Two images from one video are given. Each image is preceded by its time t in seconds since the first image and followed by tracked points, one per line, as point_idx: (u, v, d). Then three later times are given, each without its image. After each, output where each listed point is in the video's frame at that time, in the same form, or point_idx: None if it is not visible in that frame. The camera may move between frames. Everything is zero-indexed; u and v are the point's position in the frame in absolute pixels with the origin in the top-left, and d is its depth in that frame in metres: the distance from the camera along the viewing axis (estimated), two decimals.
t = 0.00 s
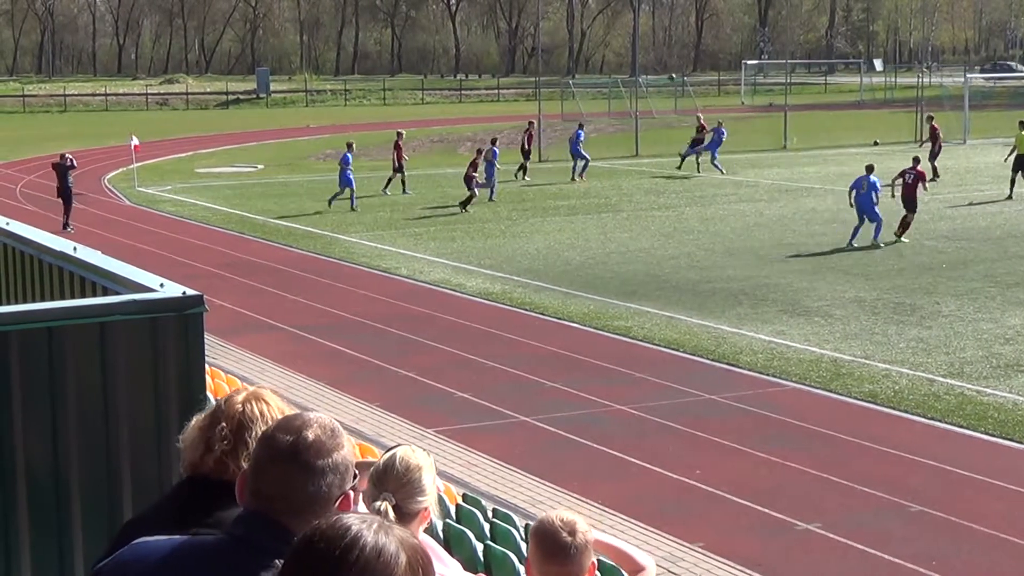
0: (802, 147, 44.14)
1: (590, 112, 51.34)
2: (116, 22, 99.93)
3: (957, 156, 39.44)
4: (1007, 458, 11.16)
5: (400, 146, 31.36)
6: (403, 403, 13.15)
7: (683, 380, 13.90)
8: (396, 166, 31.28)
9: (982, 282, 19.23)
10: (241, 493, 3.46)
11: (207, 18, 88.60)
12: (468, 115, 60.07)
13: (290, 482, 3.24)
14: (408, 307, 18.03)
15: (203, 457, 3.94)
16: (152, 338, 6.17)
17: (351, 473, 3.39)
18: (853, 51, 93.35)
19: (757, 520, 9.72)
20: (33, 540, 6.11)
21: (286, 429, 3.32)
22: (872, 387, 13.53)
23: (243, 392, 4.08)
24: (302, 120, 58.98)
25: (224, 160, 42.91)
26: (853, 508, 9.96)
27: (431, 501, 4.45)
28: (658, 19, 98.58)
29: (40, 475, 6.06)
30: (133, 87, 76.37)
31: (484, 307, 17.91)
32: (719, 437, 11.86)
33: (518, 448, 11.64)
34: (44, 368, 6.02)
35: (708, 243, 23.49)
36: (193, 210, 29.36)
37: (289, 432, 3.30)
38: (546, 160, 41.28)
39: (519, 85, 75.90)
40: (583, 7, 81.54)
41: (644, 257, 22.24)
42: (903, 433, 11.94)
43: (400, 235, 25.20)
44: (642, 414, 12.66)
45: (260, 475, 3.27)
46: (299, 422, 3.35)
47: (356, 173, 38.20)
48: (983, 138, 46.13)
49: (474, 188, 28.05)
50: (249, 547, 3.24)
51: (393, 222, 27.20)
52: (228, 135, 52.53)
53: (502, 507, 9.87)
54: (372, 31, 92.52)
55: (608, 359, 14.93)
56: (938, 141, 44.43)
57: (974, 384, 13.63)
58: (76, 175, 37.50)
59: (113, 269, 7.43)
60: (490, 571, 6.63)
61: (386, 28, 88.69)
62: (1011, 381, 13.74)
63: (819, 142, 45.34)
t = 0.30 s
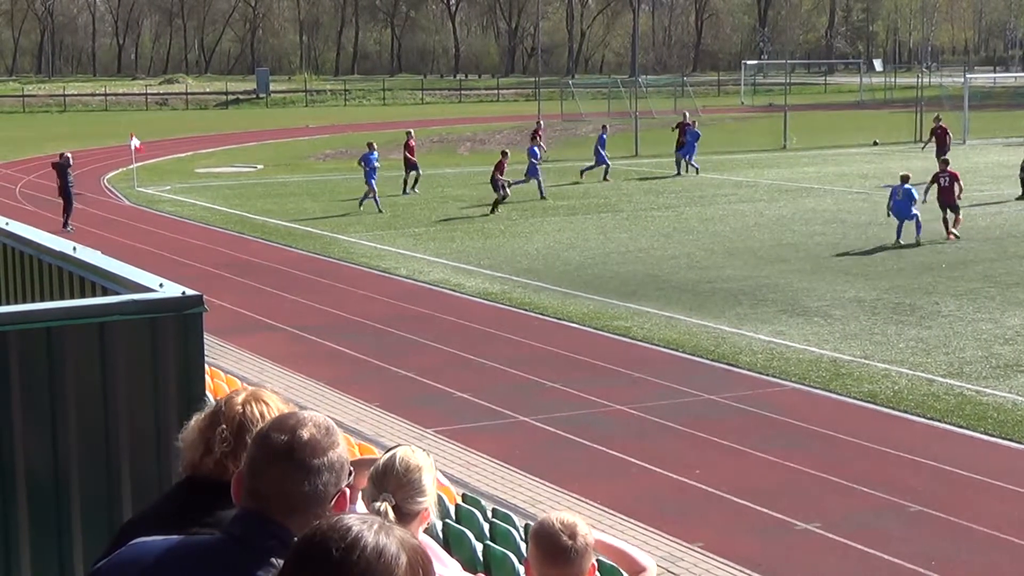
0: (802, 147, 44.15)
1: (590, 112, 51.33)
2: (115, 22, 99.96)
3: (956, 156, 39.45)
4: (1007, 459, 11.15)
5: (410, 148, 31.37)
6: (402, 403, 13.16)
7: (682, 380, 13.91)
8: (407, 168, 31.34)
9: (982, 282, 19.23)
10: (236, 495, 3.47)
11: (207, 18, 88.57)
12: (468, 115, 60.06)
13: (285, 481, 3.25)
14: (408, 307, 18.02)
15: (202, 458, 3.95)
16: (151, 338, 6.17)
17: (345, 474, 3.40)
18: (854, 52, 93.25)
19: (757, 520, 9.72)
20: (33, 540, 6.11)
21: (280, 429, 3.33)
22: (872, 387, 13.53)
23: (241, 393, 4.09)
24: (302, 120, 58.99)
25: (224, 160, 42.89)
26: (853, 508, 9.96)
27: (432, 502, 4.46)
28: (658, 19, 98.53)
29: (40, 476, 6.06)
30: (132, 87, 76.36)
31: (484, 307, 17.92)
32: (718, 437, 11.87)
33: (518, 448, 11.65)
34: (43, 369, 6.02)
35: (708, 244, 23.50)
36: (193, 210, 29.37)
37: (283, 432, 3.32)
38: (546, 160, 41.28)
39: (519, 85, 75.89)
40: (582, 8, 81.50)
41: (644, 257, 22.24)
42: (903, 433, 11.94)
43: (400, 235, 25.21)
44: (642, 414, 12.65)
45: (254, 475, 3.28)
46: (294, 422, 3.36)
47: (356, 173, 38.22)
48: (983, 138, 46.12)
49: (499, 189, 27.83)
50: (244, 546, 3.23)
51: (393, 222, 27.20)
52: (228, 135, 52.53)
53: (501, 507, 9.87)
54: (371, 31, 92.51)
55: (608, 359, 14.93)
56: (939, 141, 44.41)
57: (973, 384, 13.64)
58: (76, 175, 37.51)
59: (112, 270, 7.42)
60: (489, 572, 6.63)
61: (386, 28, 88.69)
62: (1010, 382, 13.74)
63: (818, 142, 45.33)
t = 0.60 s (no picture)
0: (802, 147, 44.16)
1: (590, 111, 51.30)
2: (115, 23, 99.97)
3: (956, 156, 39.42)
4: (1008, 459, 11.14)
5: (423, 148, 31.13)
6: (402, 403, 13.15)
7: (682, 380, 13.91)
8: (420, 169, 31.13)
9: (982, 281, 19.22)
10: (233, 495, 3.47)
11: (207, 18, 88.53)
12: (468, 115, 60.06)
13: (281, 480, 3.25)
14: (408, 307, 18.02)
15: (202, 458, 3.96)
16: (153, 336, 6.18)
17: (341, 472, 3.40)
18: (853, 51, 93.22)
19: (758, 520, 9.72)
20: (33, 540, 6.10)
21: (277, 428, 3.33)
22: (871, 387, 13.53)
23: (241, 393, 4.10)
24: (302, 120, 59.00)
25: (224, 160, 42.86)
26: (853, 508, 9.96)
27: (432, 501, 4.46)
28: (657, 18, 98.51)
29: (40, 476, 6.06)
30: (132, 87, 76.37)
31: (483, 306, 17.91)
32: (718, 437, 11.87)
33: (518, 448, 11.65)
34: (44, 369, 6.03)
35: (708, 243, 23.49)
36: (193, 210, 29.35)
37: (280, 430, 3.31)
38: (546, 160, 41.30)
39: (518, 85, 75.86)
40: (582, 9, 81.47)
41: (644, 257, 22.25)
42: (902, 433, 11.95)
43: (400, 234, 25.20)
44: (642, 414, 12.66)
45: (252, 475, 3.28)
46: (290, 420, 3.36)
47: (357, 173, 38.23)
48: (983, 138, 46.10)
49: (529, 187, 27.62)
50: (243, 546, 3.23)
51: (393, 221, 27.19)
52: (228, 135, 52.54)
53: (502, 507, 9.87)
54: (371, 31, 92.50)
55: (607, 358, 14.93)
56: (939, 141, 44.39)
57: (973, 384, 13.64)
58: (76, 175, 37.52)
59: (113, 270, 7.42)
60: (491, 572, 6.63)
61: (386, 28, 88.58)
62: (1010, 381, 13.74)
63: (818, 142, 45.33)
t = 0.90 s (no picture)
0: (794, 148, 44.28)
1: (583, 112, 51.37)
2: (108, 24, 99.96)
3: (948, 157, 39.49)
4: (999, 460, 11.16)
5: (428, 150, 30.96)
6: (394, 404, 13.15)
7: (674, 381, 13.92)
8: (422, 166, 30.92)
9: (973, 282, 19.28)
10: (222, 497, 3.45)
11: (200, 18, 88.55)
12: (461, 116, 60.10)
13: (269, 481, 3.23)
14: (400, 307, 18.02)
15: (192, 460, 3.93)
16: (145, 338, 6.17)
17: (330, 471, 3.38)
18: (845, 52, 93.34)
19: (749, 520, 9.73)
20: (24, 541, 6.07)
21: (264, 428, 3.31)
22: (863, 388, 13.55)
23: (231, 394, 4.08)
24: (295, 121, 59.05)
25: (217, 161, 42.80)
26: (845, 508, 9.98)
27: (421, 503, 4.46)
28: (649, 19, 98.57)
29: (32, 477, 6.03)
30: (125, 88, 76.41)
31: (476, 308, 17.90)
32: (710, 437, 11.87)
33: (510, 449, 11.65)
34: (37, 370, 6.00)
35: (700, 244, 23.55)
36: (185, 211, 29.36)
37: (267, 431, 3.29)
38: (539, 161, 41.36)
39: (511, 86, 75.92)
40: (574, 10, 81.58)
41: (637, 258, 22.28)
42: (894, 433, 11.97)
43: (393, 236, 25.21)
44: (634, 414, 12.66)
45: (240, 475, 3.26)
46: (278, 419, 3.34)
47: (350, 174, 38.28)
48: (974, 139, 46.21)
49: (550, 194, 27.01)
50: (233, 546, 3.21)
51: (385, 222, 27.19)
52: (221, 136, 52.59)
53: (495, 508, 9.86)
54: (364, 32, 92.57)
55: (599, 359, 14.94)
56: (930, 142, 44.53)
57: (965, 385, 13.67)
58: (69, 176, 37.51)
59: (105, 271, 7.40)
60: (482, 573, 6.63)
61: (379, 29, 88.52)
62: (1002, 382, 13.77)
63: (810, 143, 45.42)
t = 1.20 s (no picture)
0: (781, 149, 44.31)
1: (571, 114, 51.30)
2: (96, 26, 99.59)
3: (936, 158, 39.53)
4: (989, 460, 11.17)
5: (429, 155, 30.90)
6: (383, 406, 13.11)
7: (663, 383, 13.91)
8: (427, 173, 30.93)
9: (961, 283, 19.30)
10: (207, 498, 3.43)
11: (187, 20, 88.27)
12: (449, 118, 59.99)
13: (253, 482, 3.21)
14: (389, 309, 17.99)
15: (179, 461, 3.91)
16: (133, 339, 6.14)
17: (316, 473, 3.37)
18: (833, 54, 93.41)
19: (740, 521, 9.72)
20: (11, 544, 6.03)
21: (249, 430, 3.30)
22: (852, 389, 13.56)
23: (218, 396, 4.06)
24: (283, 123, 58.91)
25: (205, 163, 42.67)
26: (834, 509, 9.98)
27: (407, 504, 4.43)
28: (637, 20, 98.49)
29: (19, 479, 5.99)
30: (112, 90, 76.13)
31: (464, 310, 17.87)
32: (699, 438, 11.87)
33: (499, 450, 11.63)
34: (23, 372, 5.98)
35: (688, 246, 23.54)
36: (173, 213, 29.26)
37: (252, 432, 3.28)
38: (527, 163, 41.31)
39: (500, 87, 75.79)
40: (562, 12, 81.52)
41: (625, 259, 22.27)
42: (883, 434, 11.98)
43: (381, 237, 25.15)
44: (623, 416, 12.64)
45: (224, 476, 3.24)
46: (262, 422, 3.33)
47: (339, 176, 38.20)
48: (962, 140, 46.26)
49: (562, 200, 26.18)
50: (221, 547, 3.17)
51: (374, 224, 27.11)
52: (209, 138, 52.46)
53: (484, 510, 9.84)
54: (352, 33, 92.37)
55: (588, 361, 14.92)
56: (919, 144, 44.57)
57: (954, 385, 13.70)
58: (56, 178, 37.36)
59: (93, 274, 7.34)
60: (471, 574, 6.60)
61: (367, 30, 88.49)
62: (990, 382, 13.79)
63: (799, 145, 45.43)
